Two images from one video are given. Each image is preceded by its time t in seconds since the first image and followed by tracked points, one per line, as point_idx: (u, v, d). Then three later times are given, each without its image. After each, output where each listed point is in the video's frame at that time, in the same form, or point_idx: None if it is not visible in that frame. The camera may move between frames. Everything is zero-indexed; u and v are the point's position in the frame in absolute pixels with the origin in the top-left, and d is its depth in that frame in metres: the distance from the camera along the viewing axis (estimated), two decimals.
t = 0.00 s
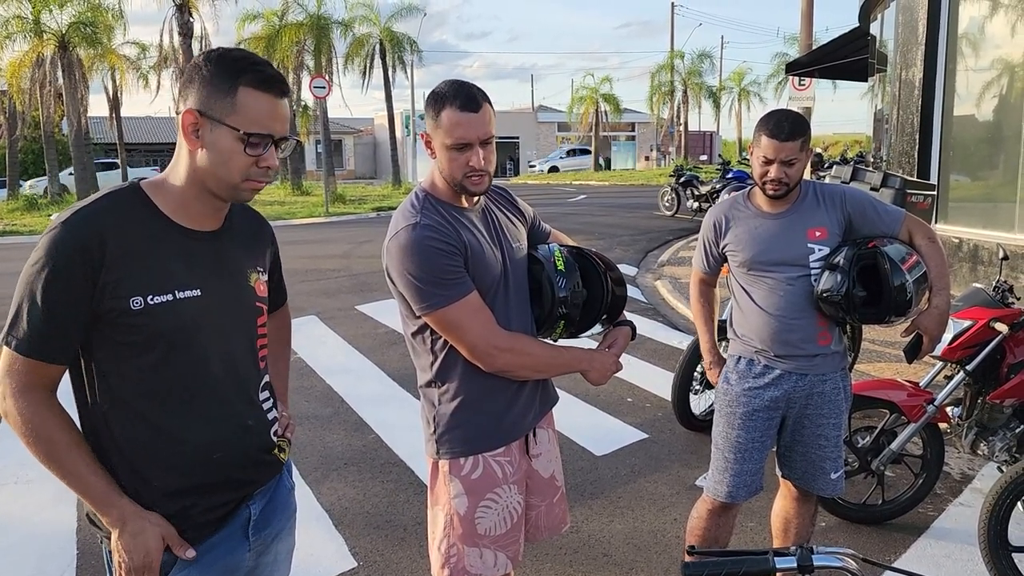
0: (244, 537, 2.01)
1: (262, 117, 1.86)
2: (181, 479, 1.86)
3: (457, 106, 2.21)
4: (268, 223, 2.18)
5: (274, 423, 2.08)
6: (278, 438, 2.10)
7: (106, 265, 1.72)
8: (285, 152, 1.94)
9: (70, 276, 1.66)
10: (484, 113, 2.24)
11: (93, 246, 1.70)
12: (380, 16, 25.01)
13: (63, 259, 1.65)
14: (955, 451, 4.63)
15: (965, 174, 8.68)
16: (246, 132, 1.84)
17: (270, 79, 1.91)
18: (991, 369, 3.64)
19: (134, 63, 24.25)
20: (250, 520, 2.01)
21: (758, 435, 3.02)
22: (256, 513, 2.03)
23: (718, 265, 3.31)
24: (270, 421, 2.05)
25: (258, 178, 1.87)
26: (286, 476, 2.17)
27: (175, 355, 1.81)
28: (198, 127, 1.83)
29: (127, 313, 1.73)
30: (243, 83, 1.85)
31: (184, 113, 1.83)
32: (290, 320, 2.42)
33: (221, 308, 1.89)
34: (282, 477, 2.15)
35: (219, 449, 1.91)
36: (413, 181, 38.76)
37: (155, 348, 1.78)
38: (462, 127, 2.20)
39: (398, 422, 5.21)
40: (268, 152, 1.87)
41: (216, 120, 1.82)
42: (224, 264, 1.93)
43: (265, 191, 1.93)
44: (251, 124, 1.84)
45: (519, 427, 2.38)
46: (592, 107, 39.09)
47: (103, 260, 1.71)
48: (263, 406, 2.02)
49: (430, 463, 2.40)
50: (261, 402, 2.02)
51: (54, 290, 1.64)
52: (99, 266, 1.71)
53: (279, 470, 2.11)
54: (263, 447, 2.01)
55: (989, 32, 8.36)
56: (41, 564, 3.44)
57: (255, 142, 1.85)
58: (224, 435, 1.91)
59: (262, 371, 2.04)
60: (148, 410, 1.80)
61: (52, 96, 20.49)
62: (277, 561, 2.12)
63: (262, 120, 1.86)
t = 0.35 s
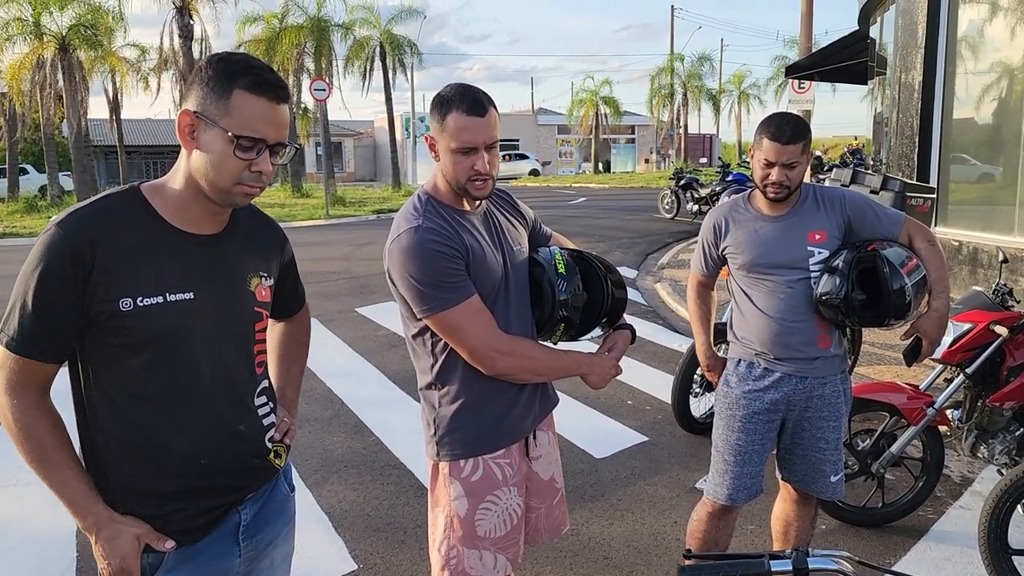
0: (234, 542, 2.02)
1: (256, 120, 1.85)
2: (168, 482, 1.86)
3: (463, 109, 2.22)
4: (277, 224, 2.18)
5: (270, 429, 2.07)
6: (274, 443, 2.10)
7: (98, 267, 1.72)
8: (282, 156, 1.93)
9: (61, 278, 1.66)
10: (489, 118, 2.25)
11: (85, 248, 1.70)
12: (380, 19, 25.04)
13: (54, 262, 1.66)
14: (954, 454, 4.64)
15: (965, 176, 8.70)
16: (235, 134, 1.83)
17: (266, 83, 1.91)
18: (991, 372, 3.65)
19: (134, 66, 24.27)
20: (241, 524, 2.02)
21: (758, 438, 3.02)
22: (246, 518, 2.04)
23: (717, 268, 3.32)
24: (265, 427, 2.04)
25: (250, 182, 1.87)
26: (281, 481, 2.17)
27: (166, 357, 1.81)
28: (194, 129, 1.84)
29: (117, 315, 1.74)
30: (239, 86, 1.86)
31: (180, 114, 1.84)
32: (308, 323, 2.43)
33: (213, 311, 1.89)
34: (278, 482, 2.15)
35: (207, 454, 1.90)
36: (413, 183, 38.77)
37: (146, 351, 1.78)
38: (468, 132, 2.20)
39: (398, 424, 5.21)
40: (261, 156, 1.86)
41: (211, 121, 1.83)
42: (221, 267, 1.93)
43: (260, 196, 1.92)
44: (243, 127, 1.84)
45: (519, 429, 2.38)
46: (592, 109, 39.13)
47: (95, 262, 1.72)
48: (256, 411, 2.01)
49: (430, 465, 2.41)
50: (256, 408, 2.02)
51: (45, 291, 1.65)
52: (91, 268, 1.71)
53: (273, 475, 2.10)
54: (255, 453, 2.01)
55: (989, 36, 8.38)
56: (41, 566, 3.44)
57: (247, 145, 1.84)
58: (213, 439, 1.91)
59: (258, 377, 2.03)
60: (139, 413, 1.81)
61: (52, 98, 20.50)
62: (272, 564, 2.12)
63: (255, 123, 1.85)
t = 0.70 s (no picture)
0: (236, 542, 2.02)
1: (256, 111, 1.88)
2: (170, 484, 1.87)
3: (466, 110, 2.23)
4: (280, 224, 2.19)
5: (271, 431, 2.08)
6: (275, 444, 2.10)
7: (102, 268, 1.73)
8: (283, 148, 1.94)
9: (66, 279, 1.67)
10: (492, 117, 2.26)
11: (89, 250, 1.71)
12: (381, 21, 25.08)
13: (58, 263, 1.66)
14: (955, 456, 4.64)
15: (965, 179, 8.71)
16: (236, 124, 1.85)
17: (264, 75, 1.94)
18: (991, 374, 3.65)
19: (134, 67, 24.28)
20: (242, 526, 2.02)
21: (759, 441, 3.03)
22: (248, 518, 2.04)
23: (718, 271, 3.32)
24: (265, 429, 2.05)
25: (254, 174, 1.87)
26: (282, 482, 2.18)
27: (169, 358, 1.81)
28: (195, 128, 1.87)
29: (121, 316, 1.74)
30: (236, 79, 1.89)
31: (182, 114, 1.86)
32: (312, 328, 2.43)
33: (217, 313, 1.89)
34: (279, 483, 2.16)
35: (208, 455, 1.91)
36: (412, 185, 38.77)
37: (148, 352, 1.79)
38: (472, 130, 2.21)
39: (399, 426, 5.22)
40: (262, 146, 1.87)
41: (211, 117, 1.85)
42: (225, 270, 1.93)
43: (265, 189, 1.92)
44: (243, 117, 1.86)
45: (521, 432, 2.38)
46: (592, 111, 39.15)
47: (98, 264, 1.72)
48: (258, 413, 2.02)
49: (432, 467, 2.41)
50: (258, 410, 2.02)
51: (49, 292, 1.65)
52: (94, 269, 1.72)
53: (274, 477, 2.10)
54: (256, 455, 2.01)
55: (988, 38, 8.40)
56: (42, 568, 3.45)
57: (247, 135, 1.86)
58: (215, 441, 1.91)
59: (260, 378, 2.04)
60: (141, 414, 1.81)
61: (52, 100, 20.50)
62: (272, 566, 2.13)
63: (254, 114, 1.87)
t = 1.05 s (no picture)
0: (243, 540, 2.02)
1: (256, 110, 1.89)
2: (176, 483, 1.86)
3: (468, 110, 2.24)
4: (271, 224, 2.19)
5: (274, 428, 2.09)
6: (277, 442, 2.11)
7: (110, 267, 1.73)
8: (282, 146, 1.96)
9: (74, 280, 1.67)
10: (495, 117, 2.27)
11: (96, 251, 1.71)
12: (378, 22, 25.08)
13: (66, 264, 1.66)
14: (951, 457, 4.66)
15: (961, 181, 8.74)
16: (237, 123, 1.86)
17: (262, 74, 1.95)
18: (987, 376, 3.67)
19: (131, 67, 24.26)
20: (248, 523, 2.02)
21: (757, 441, 3.04)
22: (254, 516, 2.04)
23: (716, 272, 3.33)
24: (269, 425, 2.06)
25: (256, 172, 1.89)
26: (284, 480, 2.18)
27: (177, 358, 1.82)
28: (195, 128, 1.87)
29: (130, 315, 1.75)
30: (234, 78, 1.89)
31: (182, 114, 1.87)
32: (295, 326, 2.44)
33: (221, 311, 1.90)
34: (281, 481, 2.16)
35: (217, 452, 1.91)
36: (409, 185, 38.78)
37: (155, 351, 1.79)
38: (475, 130, 2.22)
39: (397, 426, 5.22)
40: (264, 144, 1.89)
41: (211, 117, 1.85)
42: (228, 268, 1.94)
43: (267, 186, 1.94)
44: (243, 116, 1.87)
45: (520, 432, 2.39)
46: (590, 112, 39.17)
47: (106, 264, 1.73)
48: (262, 409, 2.04)
49: (432, 468, 2.41)
50: (262, 407, 2.04)
51: (58, 293, 1.65)
52: (102, 269, 1.72)
53: (276, 474, 2.11)
54: (261, 451, 2.02)
55: (985, 40, 8.42)
56: (39, 568, 3.44)
57: (249, 134, 1.87)
58: (223, 439, 1.92)
59: (263, 375, 2.06)
60: (149, 414, 1.81)
61: (49, 99, 20.47)
62: (274, 563, 2.13)
63: (255, 112, 1.89)
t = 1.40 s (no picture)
0: (238, 538, 2.02)
1: (250, 110, 1.88)
2: (173, 482, 1.86)
3: (467, 109, 2.24)
4: (267, 225, 2.20)
5: (269, 426, 2.10)
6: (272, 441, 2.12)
7: (110, 264, 1.73)
8: (277, 145, 1.95)
9: (72, 279, 1.67)
10: (493, 116, 2.27)
11: (95, 248, 1.71)
12: (375, 21, 25.05)
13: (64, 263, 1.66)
14: (945, 457, 4.68)
15: (957, 182, 8.76)
16: (230, 123, 1.86)
17: (258, 74, 1.95)
18: (982, 376, 3.68)
19: (127, 65, 24.21)
20: (244, 521, 2.02)
21: (753, 441, 3.04)
22: (249, 514, 2.04)
23: (713, 272, 3.34)
24: (265, 424, 2.07)
25: (250, 171, 1.89)
26: (279, 479, 2.18)
27: (176, 355, 1.82)
28: (190, 127, 1.87)
29: (129, 311, 1.75)
30: (228, 78, 1.89)
31: (176, 113, 1.87)
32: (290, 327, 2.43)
33: (219, 309, 1.91)
34: (276, 480, 2.16)
35: (214, 449, 1.92)
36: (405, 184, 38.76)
37: (154, 350, 1.79)
38: (473, 129, 2.22)
39: (393, 425, 5.22)
40: (257, 143, 1.88)
41: (205, 116, 1.85)
42: (225, 266, 1.95)
43: (261, 184, 1.94)
44: (237, 117, 1.86)
45: (517, 431, 2.39)
46: (586, 112, 39.18)
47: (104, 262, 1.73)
48: (258, 407, 2.04)
49: (429, 467, 2.42)
50: (258, 405, 2.04)
51: (57, 290, 1.65)
52: (101, 267, 1.72)
53: (271, 473, 2.12)
54: (257, 449, 2.03)
55: (980, 41, 8.44)
56: (34, 567, 3.44)
57: (243, 133, 1.87)
58: (220, 437, 1.92)
59: (259, 374, 2.07)
60: (147, 413, 1.81)
61: (44, 97, 20.41)
62: (269, 562, 2.13)
63: (249, 112, 1.88)
